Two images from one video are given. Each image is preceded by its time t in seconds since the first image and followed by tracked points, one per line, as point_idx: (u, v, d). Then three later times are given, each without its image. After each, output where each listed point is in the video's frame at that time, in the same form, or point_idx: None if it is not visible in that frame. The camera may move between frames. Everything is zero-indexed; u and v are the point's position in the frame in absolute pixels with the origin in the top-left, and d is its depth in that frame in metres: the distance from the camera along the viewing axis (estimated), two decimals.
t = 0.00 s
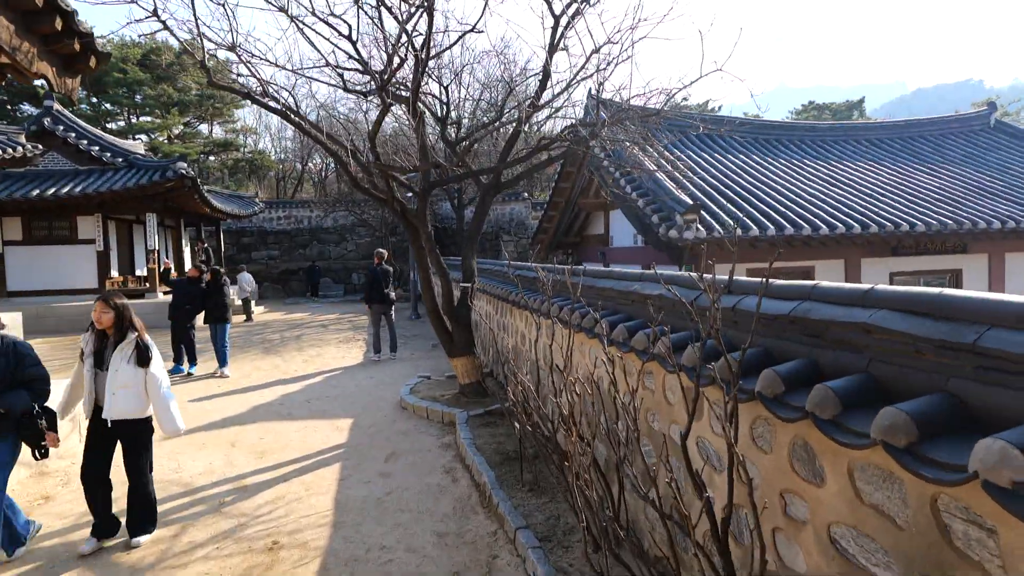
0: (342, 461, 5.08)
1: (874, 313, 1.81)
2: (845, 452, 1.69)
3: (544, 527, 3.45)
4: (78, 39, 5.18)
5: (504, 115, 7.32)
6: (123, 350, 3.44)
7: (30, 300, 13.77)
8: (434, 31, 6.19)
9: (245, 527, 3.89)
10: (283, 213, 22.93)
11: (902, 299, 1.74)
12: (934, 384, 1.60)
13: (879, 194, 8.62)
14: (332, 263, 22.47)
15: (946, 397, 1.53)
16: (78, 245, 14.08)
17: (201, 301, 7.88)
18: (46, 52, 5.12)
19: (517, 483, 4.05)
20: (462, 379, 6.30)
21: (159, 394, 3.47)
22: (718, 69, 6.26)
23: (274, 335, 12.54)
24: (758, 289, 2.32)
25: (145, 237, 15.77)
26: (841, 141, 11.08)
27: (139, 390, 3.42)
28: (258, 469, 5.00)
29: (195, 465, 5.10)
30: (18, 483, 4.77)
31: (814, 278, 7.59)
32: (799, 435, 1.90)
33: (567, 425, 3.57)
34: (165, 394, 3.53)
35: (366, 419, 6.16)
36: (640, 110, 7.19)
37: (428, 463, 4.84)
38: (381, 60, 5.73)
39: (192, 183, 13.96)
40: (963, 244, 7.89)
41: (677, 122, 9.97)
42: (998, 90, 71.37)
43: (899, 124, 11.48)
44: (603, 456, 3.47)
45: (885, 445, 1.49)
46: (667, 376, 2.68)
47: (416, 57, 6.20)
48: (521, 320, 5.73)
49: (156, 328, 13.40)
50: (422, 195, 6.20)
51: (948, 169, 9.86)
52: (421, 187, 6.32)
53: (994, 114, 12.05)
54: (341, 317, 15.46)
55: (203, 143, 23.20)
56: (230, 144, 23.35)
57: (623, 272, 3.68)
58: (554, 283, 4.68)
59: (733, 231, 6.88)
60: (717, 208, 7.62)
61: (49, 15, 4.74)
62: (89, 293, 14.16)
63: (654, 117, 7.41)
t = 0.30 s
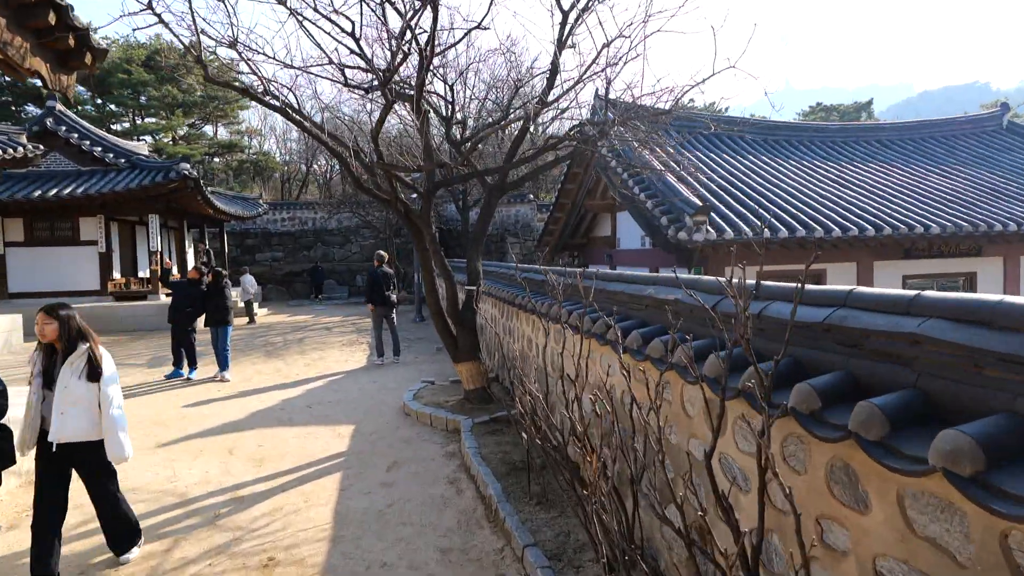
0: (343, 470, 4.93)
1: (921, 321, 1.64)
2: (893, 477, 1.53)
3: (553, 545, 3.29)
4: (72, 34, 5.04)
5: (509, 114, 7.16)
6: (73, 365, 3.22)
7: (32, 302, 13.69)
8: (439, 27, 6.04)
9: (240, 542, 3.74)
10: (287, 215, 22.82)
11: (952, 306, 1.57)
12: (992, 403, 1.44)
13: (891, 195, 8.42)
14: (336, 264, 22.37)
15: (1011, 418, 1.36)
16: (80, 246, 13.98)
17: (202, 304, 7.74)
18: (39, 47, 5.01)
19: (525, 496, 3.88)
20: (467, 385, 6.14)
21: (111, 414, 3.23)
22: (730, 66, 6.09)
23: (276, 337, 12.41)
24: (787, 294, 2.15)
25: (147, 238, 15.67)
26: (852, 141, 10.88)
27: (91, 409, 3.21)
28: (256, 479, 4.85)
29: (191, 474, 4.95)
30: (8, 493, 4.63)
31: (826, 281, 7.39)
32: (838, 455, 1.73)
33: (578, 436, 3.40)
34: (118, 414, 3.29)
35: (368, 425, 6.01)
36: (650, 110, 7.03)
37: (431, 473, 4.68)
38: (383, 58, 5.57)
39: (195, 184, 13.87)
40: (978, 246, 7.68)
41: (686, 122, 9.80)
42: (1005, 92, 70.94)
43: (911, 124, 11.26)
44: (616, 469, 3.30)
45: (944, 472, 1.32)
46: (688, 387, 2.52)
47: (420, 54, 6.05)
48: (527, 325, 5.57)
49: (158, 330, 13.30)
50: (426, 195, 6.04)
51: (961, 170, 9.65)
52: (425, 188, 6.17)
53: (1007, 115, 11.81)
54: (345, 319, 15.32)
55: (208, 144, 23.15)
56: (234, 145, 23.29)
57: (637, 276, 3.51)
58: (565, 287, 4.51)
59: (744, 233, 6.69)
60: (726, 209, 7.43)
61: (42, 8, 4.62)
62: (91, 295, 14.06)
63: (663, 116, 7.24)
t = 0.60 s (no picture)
0: (342, 489, 4.74)
1: (986, 338, 1.44)
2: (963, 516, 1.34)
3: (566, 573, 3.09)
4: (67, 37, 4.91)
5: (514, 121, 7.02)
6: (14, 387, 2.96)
7: (30, 313, 13.54)
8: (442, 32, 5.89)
9: (232, 569, 3.56)
10: (289, 224, 22.69)
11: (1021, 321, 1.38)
12: None
13: (901, 203, 8.25)
14: (337, 274, 22.24)
15: None
16: (78, 255, 13.82)
17: (199, 314, 7.56)
18: (32, 51, 4.89)
19: (534, 519, 3.69)
20: (471, 399, 5.95)
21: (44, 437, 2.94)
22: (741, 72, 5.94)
23: (277, 348, 12.24)
24: (826, 306, 1.96)
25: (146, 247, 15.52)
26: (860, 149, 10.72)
27: (23, 430, 2.96)
28: (252, 499, 4.66)
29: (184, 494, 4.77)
30: None
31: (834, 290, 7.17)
32: (894, 488, 1.54)
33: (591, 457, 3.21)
34: (58, 437, 3.00)
35: (368, 441, 5.82)
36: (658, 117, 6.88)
37: (435, 492, 4.50)
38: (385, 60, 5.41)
39: (195, 193, 13.76)
40: (990, 254, 7.47)
41: (694, 129, 9.66)
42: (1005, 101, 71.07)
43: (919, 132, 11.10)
44: (632, 492, 3.11)
45: None
46: (714, 407, 2.33)
47: (423, 60, 5.91)
48: (534, 337, 5.40)
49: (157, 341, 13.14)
50: (429, 203, 5.88)
51: (972, 178, 9.47)
52: (428, 196, 6.01)
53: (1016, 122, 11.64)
54: (346, 329, 15.15)
55: (209, 153, 23.09)
56: (236, 154, 23.22)
57: (653, 288, 3.34)
58: (578, 298, 4.33)
59: (753, 241, 6.52)
60: (733, 217, 7.26)
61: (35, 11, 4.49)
62: (89, 305, 13.91)
63: (671, 122, 7.10)
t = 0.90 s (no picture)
0: (334, 501, 4.59)
1: None
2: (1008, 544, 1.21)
3: None
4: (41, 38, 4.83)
5: (507, 121, 6.89)
6: None
7: (18, 322, 13.33)
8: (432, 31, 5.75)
9: None
10: (282, 229, 22.23)
11: None
12: None
13: (900, 202, 8.14)
14: (331, 279, 22.07)
15: None
16: (67, 263, 13.61)
17: (187, 323, 7.38)
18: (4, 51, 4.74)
19: (532, 533, 3.54)
20: (467, 406, 5.81)
21: None
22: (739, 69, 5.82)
23: (270, 355, 12.07)
24: (846, 312, 1.84)
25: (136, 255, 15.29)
26: (857, 149, 10.63)
27: None
28: (240, 514, 4.50)
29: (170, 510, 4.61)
30: None
31: (834, 291, 7.05)
32: (925, 511, 1.41)
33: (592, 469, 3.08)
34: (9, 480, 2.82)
35: (361, 451, 5.67)
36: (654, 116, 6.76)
37: (430, 504, 4.35)
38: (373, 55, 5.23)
39: (185, 199, 13.57)
40: (989, 252, 7.36)
41: (691, 128, 9.55)
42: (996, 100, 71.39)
43: (914, 130, 11.02)
44: (634, 505, 2.98)
45: None
46: (722, 417, 2.20)
47: (413, 60, 5.76)
48: (530, 342, 5.26)
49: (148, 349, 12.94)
50: (421, 205, 5.73)
51: (970, 176, 9.38)
52: (421, 199, 5.86)
53: (1013, 119, 11.54)
54: (340, 334, 14.99)
55: (200, 158, 22.88)
56: (227, 160, 23.03)
57: (656, 291, 3.22)
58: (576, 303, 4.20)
59: (752, 241, 6.40)
60: (731, 217, 7.13)
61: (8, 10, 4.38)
62: (78, 314, 13.69)
63: (666, 121, 6.98)
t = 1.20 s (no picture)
0: (345, 504, 4.46)
1: None
2: None
3: None
4: (52, 42, 4.68)
5: (519, 115, 6.73)
6: None
7: (42, 325, 13.44)
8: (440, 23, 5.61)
9: None
10: (300, 230, 22.24)
11: None
12: None
13: (930, 191, 7.82)
14: (349, 279, 22.10)
15: None
16: (90, 267, 13.73)
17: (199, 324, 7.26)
18: (18, 58, 4.62)
19: (544, 540, 3.38)
20: (480, 407, 5.68)
21: None
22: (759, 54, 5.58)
23: (286, 355, 12.04)
24: (880, 310, 1.67)
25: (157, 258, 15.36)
26: (883, 138, 10.28)
27: None
28: (249, 517, 4.39)
29: (180, 513, 4.51)
30: None
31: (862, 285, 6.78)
32: (978, 535, 1.23)
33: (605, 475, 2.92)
34: None
35: (373, 453, 5.55)
36: (669, 108, 6.55)
37: (440, 509, 4.22)
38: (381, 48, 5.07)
39: (203, 201, 13.63)
40: None
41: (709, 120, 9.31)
42: None
43: (944, 117, 10.63)
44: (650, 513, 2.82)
45: None
46: (742, 422, 2.04)
47: (423, 53, 5.62)
48: (543, 340, 5.12)
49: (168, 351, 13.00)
50: (431, 203, 5.60)
51: (1003, 163, 8.99)
52: (431, 196, 5.72)
53: None
54: (357, 334, 14.96)
55: (221, 161, 23.06)
56: (246, 162, 23.18)
57: (670, 287, 3.06)
58: (587, 301, 4.06)
59: (774, 234, 6.16)
60: (753, 210, 6.88)
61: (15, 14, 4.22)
62: (100, 316, 13.79)
63: (683, 112, 6.77)
